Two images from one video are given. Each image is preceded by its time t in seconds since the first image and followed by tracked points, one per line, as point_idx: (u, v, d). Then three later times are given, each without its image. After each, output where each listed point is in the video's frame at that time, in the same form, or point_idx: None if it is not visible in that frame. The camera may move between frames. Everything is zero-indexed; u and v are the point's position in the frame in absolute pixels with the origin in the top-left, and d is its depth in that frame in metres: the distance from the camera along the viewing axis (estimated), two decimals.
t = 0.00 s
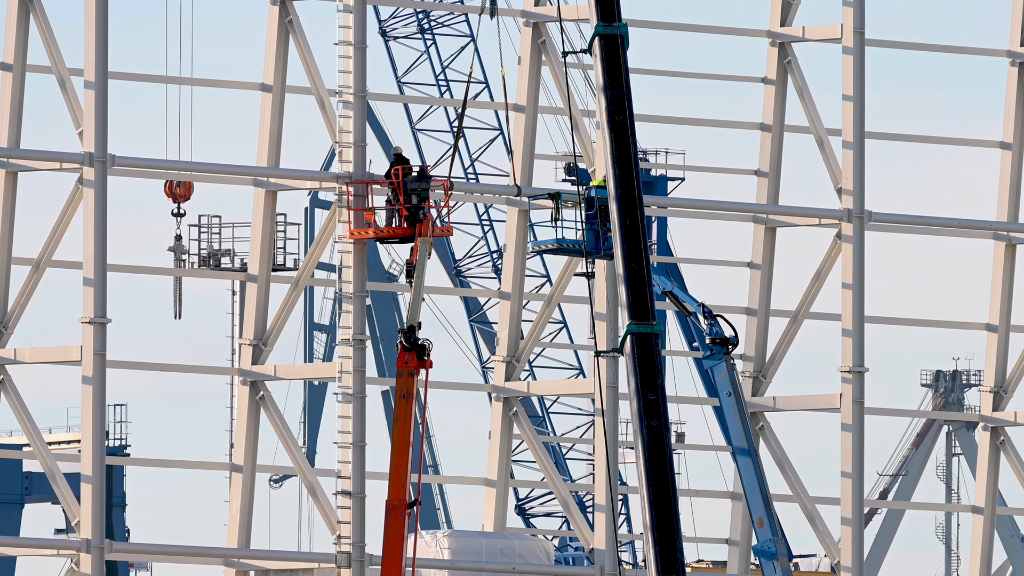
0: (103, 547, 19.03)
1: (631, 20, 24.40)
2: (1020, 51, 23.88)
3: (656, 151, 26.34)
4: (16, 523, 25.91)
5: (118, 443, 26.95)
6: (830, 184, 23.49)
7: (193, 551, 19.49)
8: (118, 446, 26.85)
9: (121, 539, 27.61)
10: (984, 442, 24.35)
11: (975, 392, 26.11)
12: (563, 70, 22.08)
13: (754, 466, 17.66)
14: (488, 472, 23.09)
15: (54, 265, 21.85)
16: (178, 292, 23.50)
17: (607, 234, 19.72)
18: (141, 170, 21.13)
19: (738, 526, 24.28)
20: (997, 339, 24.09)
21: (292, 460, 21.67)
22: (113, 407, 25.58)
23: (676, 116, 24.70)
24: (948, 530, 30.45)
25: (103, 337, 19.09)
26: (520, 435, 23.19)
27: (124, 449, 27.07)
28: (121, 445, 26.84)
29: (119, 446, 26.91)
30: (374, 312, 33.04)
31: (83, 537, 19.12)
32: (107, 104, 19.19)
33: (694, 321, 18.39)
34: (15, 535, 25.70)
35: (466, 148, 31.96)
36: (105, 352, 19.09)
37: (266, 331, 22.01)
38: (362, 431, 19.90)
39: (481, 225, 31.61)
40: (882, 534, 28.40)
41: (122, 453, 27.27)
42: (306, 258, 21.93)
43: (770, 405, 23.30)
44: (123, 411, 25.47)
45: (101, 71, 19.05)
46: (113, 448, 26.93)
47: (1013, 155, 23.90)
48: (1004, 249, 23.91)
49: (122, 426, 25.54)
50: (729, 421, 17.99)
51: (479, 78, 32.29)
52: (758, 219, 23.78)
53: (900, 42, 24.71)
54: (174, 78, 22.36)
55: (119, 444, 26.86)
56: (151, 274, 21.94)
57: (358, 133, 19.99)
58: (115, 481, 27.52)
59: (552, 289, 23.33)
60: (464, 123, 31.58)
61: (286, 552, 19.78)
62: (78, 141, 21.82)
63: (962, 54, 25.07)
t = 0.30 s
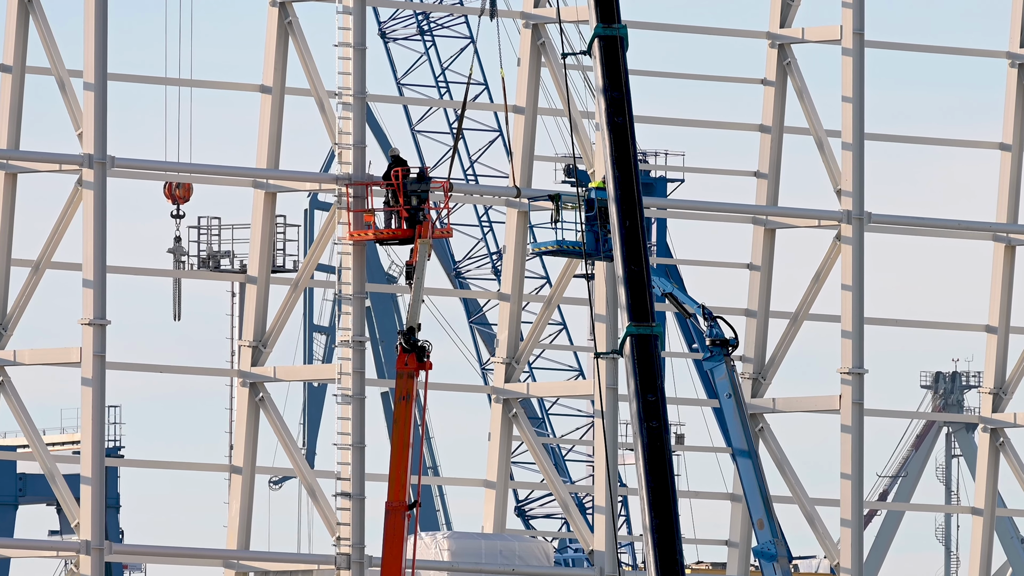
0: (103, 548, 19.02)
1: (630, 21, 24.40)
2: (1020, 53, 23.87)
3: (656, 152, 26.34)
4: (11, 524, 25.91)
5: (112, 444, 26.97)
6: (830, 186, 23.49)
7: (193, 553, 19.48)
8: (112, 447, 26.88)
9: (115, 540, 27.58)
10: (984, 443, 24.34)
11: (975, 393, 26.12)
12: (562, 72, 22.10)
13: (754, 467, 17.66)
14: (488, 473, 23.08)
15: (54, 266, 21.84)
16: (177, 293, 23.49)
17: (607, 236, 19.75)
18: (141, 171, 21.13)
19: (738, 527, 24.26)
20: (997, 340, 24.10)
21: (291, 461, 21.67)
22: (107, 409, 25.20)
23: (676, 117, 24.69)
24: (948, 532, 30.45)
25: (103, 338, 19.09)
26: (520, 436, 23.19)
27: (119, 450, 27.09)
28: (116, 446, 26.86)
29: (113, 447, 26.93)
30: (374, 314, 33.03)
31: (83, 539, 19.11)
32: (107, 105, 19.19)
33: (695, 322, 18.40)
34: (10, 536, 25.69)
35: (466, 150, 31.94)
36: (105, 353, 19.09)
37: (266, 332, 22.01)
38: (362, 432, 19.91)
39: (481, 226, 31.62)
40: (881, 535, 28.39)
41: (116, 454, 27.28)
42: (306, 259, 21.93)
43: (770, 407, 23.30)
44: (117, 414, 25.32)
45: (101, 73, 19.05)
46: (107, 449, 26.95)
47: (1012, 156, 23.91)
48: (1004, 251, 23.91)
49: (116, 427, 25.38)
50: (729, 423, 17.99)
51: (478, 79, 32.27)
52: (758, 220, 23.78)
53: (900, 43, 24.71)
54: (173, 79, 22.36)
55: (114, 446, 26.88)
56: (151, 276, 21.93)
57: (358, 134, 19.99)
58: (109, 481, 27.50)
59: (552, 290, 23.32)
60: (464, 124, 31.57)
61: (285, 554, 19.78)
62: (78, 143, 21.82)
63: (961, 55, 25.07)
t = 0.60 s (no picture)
0: (103, 551, 19.01)
1: (631, 24, 24.42)
2: (1020, 56, 23.86)
3: (656, 155, 26.36)
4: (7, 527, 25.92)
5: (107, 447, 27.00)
6: (830, 189, 23.49)
7: (193, 556, 19.47)
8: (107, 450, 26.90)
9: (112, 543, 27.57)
10: (984, 446, 24.33)
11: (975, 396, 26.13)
12: (562, 75, 22.11)
13: (754, 470, 17.66)
14: (488, 476, 23.07)
15: (54, 269, 21.84)
16: (177, 296, 23.48)
17: (607, 240, 19.76)
18: (141, 174, 21.13)
19: (738, 530, 24.25)
20: (997, 343, 24.10)
21: (291, 464, 21.66)
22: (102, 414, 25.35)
23: (675, 120, 24.71)
24: (948, 535, 30.44)
25: (103, 341, 19.09)
26: (520, 439, 23.18)
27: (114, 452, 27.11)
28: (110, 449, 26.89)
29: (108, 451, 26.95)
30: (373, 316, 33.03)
31: (83, 542, 19.09)
32: (107, 108, 19.19)
33: (695, 325, 18.39)
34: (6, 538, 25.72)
35: (466, 153, 31.94)
36: (104, 356, 19.08)
37: (266, 335, 22.00)
38: (362, 435, 19.91)
39: (481, 229, 31.64)
40: (881, 538, 28.38)
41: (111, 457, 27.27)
42: (306, 262, 21.93)
43: (770, 410, 23.30)
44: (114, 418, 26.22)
45: (101, 76, 19.06)
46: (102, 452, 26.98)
47: (1012, 159, 23.92)
48: (1004, 253, 23.90)
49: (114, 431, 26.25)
50: (729, 426, 17.99)
51: (478, 82, 32.28)
52: (758, 223, 23.79)
53: (899, 46, 24.72)
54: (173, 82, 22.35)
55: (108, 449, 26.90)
56: (150, 279, 21.93)
57: (358, 138, 20.01)
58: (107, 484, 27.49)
59: (552, 293, 23.31)
60: (464, 127, 31.57)
61: (285, 557, 19.77)
62: (78, 146, 21.82)
63: (961, 58, 25.08)
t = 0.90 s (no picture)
0: (103, 554, 19.00)
1: (630, 27, 24.42)
2: (1020, 59, 23.87)
3: (656, 159, 26.38)
4: None
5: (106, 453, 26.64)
6: (830, 192, 23.49)
7: (193, 559, 19.45)
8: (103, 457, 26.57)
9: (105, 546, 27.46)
10: (983, 449, 24.34)
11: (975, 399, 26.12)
12: (562, 78, 22.12)
13: (754, 474, 17.63)
14: (488, 479, 23.07)
15: (54, 272, 21.83)
16: (176, 300, 23.47)
17: (608, 242, 19.77)
18: (140, 178, 21.12)
19: (737, 533, 24.24)
20: (997, 346, 24.08)
21: (291, 468, 21.65)
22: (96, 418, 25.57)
23: (675, 123, 24.71)
24: (948, 538, 30.42)
25: (103, 345, 19.08)
26: (520, 442, 23.17)
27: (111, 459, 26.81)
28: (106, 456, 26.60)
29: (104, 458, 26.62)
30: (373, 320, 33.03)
31: (83, 545, 19.08)
32: (107, 111, 19.19)
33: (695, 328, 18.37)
34: None
35: (466, 156, 31.95)
36: (104, 359, 19.08)
37: (266, 338, 21.99)
38: (362, 438, 19.90)
39: (481, 232, 31.65)
40: (881, 541, 28.37)
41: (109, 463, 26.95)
42: (305, 265, 21.92)
43: (770, 413, 23.30)
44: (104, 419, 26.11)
45: (101, 79, 19.07)
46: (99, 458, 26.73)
47: (1012, 162, 23.93)
48: (1003, 256, 23.90)
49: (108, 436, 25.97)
50: (730, 429, 17.99)
51: (478, 85, 32.28)
52: (758, 226, 23.78)
53: (899, 49, 24.73)
54: (173, 85, 22.36)
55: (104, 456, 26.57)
56: (150, 282, 21.92)
57: (358, 141, 20.00)
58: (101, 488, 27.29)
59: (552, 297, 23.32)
60: (463, 130, 31.58)
61: (284, 560, 19.76)
62: (78, 149, 21.82)
63: (961, 61, 25.09)
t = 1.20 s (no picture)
0: (103, 557, 18.99)
1: (630, 30, 24.42)
2: (1020, 62, 23.89)
3: (656, 162, 26.38)
4: None
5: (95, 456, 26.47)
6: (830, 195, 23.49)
7: (193, 562, 19.44)
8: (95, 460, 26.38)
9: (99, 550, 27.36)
10: (983, 452, 24.35)
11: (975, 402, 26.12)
12: (562, 81, 22.13)
13: (754, 476, 17.62)
14: (488, 482, 23.07)
15: (54, 275, 21.83)
16: (176, 303, 23.47)
17: (608, 245, 19.77)
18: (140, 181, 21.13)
19: (738, 536, 24.24)
20: (997, 349, 24.07)
21: (291, 471, 21.65)
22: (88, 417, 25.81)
23: (676, 127, 24.71)
24: (948, 541, 30.40)
25: (103, 347, 19.08)
26: (520, 445, 23.16)
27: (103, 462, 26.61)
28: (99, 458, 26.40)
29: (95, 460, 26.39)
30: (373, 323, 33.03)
31: (83, 548, 19.07)
32: (107, 114, 19.20)
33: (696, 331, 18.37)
34: None
35: (466, 159, 31.96)
36: (104, 362, 19.08)
37: (266, 341, 21.98)
38: (362, 441, 19.88)
39: (481, 235, 31.64)
40: (881, 544, 28.36)
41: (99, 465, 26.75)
42: (306, 268, 21.92)
43: (770, 416, 23.29)
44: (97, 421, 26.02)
45: (101, 82, 19.07)
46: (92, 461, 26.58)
47: (1012, 165, 23.92)
48: (1003, 259, 23.90)
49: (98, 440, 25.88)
50: (730, 431, 17.99)
51: (478, 89, 32.30)
52: (758, 229, 23.79)
53: (899, 53, 24.73)
54: (173, 88, 22.37)
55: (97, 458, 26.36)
56: (150, 285, 21.92)
57: (358, 144, 20.00)
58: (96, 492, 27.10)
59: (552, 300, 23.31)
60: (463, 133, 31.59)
61: (285, 563, 19.75)
62: (78, 152, 21.82)
63: (961, 65, 25.08)
